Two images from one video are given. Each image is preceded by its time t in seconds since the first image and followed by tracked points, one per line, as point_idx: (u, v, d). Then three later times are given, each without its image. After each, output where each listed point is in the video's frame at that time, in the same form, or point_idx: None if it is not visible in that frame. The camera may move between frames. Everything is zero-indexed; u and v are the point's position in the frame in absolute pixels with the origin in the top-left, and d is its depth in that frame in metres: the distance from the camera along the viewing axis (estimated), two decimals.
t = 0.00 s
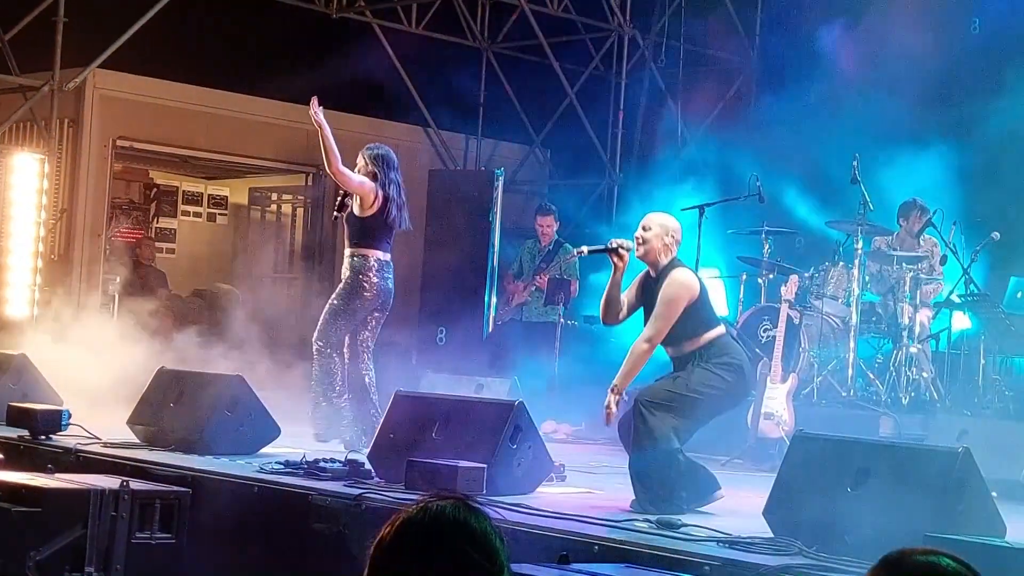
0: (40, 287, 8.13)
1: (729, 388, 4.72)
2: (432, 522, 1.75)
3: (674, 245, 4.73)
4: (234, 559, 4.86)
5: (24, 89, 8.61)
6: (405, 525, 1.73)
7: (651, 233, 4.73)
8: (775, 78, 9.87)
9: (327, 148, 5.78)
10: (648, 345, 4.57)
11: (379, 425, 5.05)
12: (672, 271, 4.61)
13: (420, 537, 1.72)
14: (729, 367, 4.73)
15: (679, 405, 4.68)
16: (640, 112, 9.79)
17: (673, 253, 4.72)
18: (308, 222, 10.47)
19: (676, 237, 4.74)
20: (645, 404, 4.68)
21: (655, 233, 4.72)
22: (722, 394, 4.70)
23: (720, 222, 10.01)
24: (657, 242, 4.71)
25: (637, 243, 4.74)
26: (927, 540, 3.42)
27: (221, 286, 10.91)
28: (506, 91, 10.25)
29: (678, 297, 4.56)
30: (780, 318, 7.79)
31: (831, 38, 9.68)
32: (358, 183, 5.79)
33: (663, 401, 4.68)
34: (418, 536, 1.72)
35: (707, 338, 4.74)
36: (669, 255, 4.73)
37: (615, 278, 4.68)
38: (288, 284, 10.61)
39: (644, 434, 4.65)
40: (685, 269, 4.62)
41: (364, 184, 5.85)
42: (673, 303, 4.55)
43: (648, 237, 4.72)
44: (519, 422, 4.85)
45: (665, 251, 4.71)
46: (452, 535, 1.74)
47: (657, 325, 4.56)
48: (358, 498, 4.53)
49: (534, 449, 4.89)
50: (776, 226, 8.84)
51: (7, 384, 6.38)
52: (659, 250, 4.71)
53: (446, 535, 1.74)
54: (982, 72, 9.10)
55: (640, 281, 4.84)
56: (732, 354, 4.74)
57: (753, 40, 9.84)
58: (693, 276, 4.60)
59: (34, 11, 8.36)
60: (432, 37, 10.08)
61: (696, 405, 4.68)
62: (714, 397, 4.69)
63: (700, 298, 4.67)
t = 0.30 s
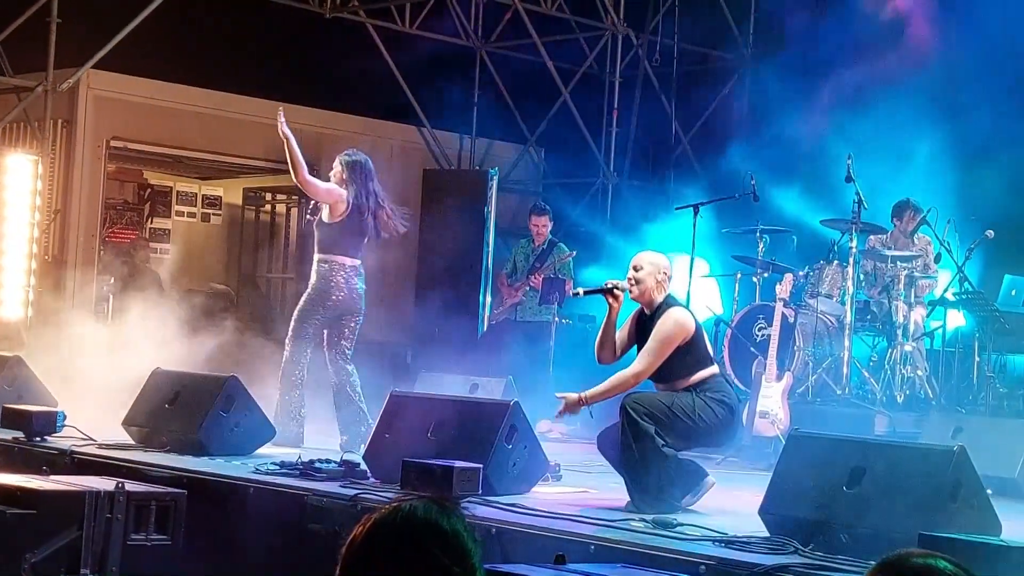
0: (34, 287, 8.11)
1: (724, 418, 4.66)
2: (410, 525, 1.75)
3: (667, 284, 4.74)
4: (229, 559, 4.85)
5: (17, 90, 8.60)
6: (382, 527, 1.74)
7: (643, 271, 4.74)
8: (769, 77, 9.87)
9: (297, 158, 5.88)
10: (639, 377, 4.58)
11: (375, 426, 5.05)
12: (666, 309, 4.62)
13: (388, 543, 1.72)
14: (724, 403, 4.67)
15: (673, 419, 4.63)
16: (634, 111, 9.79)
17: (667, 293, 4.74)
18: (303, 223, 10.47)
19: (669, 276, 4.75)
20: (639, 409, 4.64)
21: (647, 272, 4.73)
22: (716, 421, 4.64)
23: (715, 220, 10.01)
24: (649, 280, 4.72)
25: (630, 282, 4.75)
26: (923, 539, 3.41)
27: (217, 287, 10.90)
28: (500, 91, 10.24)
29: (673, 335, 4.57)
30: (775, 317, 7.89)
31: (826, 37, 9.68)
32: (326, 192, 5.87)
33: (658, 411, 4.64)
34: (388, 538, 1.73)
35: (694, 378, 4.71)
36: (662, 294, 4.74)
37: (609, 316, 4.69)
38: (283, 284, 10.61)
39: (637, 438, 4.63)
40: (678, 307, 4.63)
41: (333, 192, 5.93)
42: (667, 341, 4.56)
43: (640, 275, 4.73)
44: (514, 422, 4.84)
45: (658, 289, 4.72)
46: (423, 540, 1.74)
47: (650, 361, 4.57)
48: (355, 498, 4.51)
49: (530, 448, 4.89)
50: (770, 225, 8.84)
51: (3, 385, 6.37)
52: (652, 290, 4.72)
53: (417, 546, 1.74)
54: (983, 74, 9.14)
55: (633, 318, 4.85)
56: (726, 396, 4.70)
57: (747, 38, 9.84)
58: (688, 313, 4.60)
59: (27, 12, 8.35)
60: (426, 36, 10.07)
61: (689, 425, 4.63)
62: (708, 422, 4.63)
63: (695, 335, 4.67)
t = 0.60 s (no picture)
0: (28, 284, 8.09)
1: (715, 430, 4.66)
2: (418, 525, 1.61)
3: (660, 297, 4.74)
4: (226, 556, 4.85)
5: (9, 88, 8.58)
6: (390, 531, 1.59)
7: (634, 284, 4.75)
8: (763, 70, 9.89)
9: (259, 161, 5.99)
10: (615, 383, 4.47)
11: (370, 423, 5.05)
12: (656, 318, 4.61)
13: (396, 550, 1.58)
14: (716, 417, 4.66)
15: (667, 422, 4.62)
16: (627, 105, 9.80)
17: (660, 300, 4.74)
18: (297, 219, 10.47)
19: (663, 289, 4.76)
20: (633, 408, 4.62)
21: (636, 284, 4.74)
22: (708, 431, 4.64)
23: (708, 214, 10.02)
24: (640, 292, 4.73)
25: (621, 295, 4.77)
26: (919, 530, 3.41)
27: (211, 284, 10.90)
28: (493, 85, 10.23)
29: (663, 343, 4.56)
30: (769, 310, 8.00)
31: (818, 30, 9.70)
32: (294, 187, 5.99)
33: (653, 412, 4.61)
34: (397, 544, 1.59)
35: (688, 389, 4.71)
36: (654, 307, 4.74)
37: (601, 327, 4.70)
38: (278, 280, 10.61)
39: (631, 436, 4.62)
40: (669, 315, 4.63)
41: (303, 188, 6.04)
42: (658, 348, 4.54)
43: (631, 288, 4.74)
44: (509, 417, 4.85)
45: (650, 301, 4.72)
46: (433, 540, 1.60)
47: (630, 365, 4.49)
48: (351, 494, 4.54)
49: (525, 444, 4.90)
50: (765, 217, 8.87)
51: None
52: (645, 303, 4.73)
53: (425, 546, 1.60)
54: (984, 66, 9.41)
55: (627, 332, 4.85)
56: (717, 411, 4.69)
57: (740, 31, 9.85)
58: (679, 321, 4.60)
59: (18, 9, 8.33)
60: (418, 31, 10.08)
61: (681, 431, 4.62)
62: (699, 431, 4.63)
63: (686, 346, 4.66)
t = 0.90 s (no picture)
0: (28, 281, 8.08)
1: (710, 424, 4.65)
2: (456, 534, 1.56)
3: (657, 289, 4.75)
4: (227, 553, 4.86)
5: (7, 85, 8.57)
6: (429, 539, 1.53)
7: (630, 276, 4.76)
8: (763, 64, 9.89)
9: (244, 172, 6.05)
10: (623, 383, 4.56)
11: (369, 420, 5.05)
12: (652, 310, 4.63)
13: (435, 560, 1.51)
14: (711, 411, 4.65)
15: (661, 418, 4.60)
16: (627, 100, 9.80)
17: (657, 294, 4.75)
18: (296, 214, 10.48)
19: (661, 281, 4.77)
20: (627, 404, 4.60)
21: (632, 277, 4.74)
22: (703, 426, 4.63)
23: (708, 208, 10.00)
24: (635, 284, 4.74)
25: (618, 287, 4.79)
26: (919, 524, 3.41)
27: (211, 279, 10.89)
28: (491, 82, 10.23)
29: (661, 335, 4.57)
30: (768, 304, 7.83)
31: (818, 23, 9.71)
32: (276, 188, 5.98)
33: (646, 407, 4.60)
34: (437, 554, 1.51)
35: (683, 382, 4.72)
36: (652, 298, 4.76)
37: (598, 319, 4.71)
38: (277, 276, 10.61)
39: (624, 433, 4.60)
40: (665, 307, 4.64)
41: (286, 188, 6.03)
42: (654, 341, 4.56)
43: (627, 281, 4.76)
44: (509, 413, 4.85)
45: (646, 293, 4.74)
46: (473, 550, 1.55)
47: (637, 362, 4.55)
48: (351, 491, 4.53)
49: (526, 441, 4.90)
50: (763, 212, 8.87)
51: None
52: (642, 294, 4.75)
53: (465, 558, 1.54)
54: (983, 64, 9.61)
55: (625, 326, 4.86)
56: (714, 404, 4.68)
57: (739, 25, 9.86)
58: (674, 313, 4.61)
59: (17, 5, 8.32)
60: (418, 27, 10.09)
61: (675, 426, 4.61)
62: (694, 426, 4.62)
63: (683, 337, 4.67)
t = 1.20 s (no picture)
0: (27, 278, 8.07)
1: (711, 418, 4.65)
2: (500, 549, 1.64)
3: (655, 285, 4.77)
4: (228, 549, 4.86)
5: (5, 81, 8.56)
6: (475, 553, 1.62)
7: (628, 273, 4.79)
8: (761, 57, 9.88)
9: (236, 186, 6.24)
10: (626, 381, 4.60)
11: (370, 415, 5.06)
12: (650, 306, 4.65)
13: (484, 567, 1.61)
14: (712, 405, 4.66)
15: (663, 412, 4.60)
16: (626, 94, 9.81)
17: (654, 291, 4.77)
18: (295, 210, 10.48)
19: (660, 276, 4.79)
20: (628, 398, 4.58)
21: (630, 274, 4.76)
22: (704, 420, 4.63)
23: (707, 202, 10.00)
24: (632, 280, 4.77)
25: (616, 284, 4.80)
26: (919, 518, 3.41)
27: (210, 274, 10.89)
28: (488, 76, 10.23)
29: (658, 331, 4.58)
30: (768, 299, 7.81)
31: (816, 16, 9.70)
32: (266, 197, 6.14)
33: (648, 402, 4.59)
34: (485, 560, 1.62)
35: (684, 378, 4.73)
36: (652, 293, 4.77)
37: (597, 318, 4.73)
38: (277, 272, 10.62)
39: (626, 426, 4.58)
40: (663, 303, 4.66)
41: (279, 194, 6.17)
42: (652, 337, 4.58)
43: (625, 277, 4.78)
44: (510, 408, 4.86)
45: (643, 289, 4.75)
46: (517, 561, 1.63)
47: (639, 359, 4.57)
48: (352, 487, 4.53)
49: (526, 435, 4.91)
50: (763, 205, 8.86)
51: None
52: (641, 289, 4.77)
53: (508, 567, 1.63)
54: (982, 56, 9.61)
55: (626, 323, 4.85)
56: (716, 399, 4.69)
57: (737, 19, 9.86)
58: (673, 309, 4.62)
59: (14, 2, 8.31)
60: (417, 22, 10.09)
61: (677, 421, 4.61)
62: (695, 420, 4.62)
63: (683, 333, 4.68)
